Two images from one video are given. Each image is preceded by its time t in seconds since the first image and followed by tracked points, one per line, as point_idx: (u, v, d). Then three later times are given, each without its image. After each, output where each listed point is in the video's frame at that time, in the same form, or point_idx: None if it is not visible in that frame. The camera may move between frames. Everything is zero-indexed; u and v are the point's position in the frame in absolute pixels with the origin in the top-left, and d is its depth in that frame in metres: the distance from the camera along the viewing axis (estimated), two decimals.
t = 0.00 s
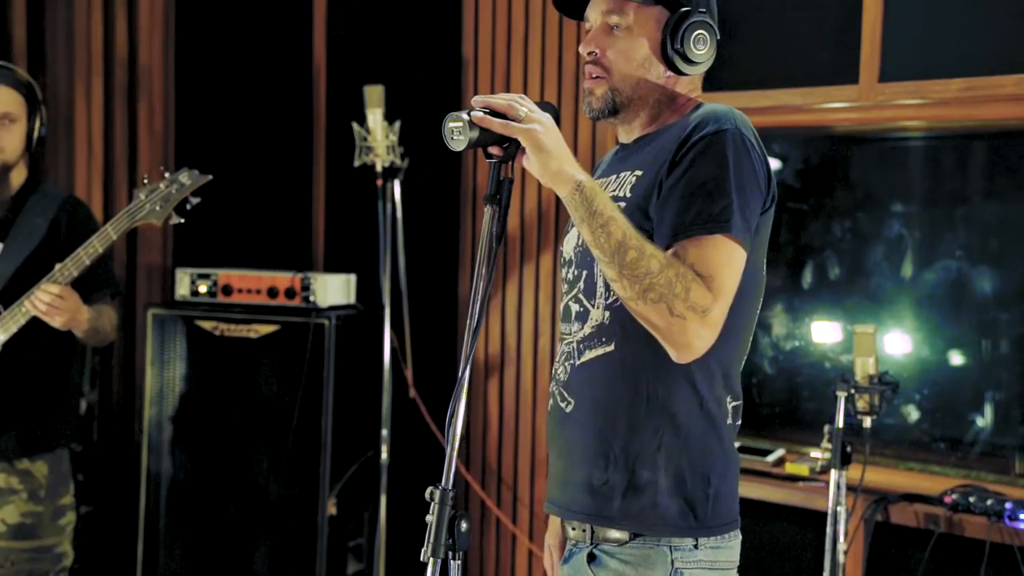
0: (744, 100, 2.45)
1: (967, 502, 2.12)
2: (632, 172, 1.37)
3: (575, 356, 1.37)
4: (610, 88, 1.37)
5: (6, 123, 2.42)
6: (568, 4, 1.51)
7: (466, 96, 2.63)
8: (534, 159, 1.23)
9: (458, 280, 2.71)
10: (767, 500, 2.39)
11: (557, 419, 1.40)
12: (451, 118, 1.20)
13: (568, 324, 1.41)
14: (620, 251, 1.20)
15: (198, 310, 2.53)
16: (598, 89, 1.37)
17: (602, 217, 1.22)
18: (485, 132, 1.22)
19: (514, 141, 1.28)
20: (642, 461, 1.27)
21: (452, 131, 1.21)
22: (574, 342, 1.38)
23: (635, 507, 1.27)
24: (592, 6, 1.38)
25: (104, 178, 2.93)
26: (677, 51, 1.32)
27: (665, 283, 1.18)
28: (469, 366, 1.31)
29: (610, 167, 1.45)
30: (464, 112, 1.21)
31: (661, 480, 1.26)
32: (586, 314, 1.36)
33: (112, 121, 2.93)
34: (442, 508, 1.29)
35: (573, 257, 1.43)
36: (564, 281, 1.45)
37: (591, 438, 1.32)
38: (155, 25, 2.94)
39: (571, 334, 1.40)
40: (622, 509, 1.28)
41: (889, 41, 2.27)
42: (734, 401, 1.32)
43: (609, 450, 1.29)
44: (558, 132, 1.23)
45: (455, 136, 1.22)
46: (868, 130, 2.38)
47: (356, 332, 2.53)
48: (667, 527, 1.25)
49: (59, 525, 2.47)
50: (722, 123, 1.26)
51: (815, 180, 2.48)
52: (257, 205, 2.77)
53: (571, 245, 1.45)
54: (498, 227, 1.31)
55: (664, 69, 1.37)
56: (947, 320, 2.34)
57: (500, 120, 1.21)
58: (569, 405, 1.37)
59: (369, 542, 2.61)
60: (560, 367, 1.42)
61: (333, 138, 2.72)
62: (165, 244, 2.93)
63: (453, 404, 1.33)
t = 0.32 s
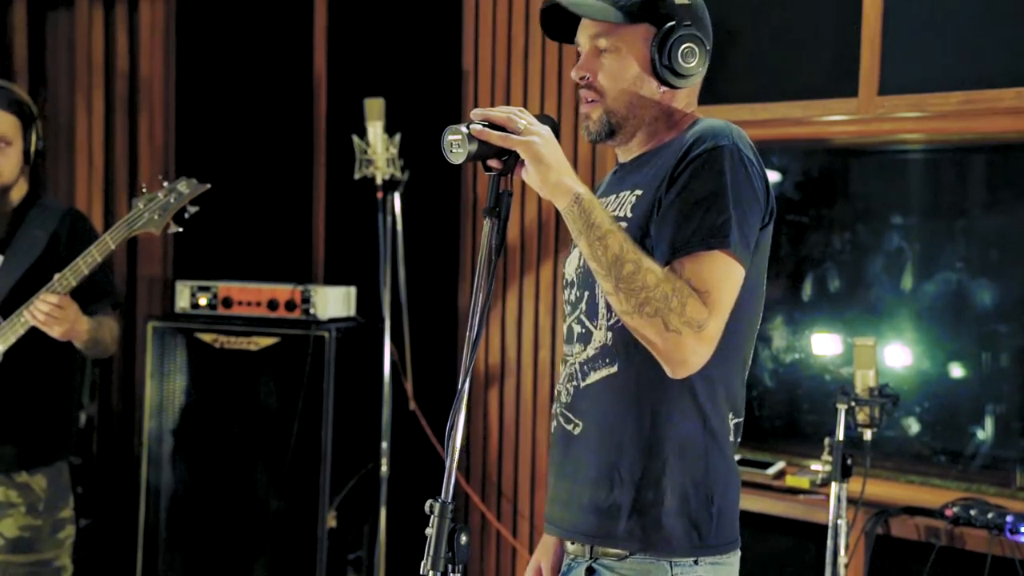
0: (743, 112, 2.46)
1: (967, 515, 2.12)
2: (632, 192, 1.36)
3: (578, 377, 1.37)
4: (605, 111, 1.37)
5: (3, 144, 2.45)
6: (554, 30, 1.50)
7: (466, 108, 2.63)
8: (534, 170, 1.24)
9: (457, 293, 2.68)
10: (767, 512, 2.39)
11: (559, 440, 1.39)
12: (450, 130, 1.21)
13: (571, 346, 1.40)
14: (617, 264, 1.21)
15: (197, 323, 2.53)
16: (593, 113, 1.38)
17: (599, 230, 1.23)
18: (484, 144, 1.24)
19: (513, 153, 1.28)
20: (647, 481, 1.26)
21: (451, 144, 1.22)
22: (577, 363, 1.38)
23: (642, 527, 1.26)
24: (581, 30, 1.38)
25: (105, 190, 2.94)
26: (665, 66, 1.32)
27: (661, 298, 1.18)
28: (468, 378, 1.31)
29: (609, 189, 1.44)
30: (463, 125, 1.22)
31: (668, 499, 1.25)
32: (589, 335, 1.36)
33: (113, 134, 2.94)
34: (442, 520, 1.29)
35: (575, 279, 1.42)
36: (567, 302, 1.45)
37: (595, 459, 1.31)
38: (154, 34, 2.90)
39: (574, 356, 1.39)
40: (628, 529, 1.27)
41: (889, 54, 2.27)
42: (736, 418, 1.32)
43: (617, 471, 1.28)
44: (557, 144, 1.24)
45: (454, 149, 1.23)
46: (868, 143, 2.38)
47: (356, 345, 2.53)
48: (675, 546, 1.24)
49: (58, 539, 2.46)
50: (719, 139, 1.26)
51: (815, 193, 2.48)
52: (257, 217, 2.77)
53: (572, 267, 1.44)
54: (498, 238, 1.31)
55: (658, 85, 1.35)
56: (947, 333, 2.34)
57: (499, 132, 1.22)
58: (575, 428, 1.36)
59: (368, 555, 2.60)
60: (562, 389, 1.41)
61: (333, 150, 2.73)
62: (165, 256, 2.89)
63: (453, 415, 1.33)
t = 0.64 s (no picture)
0: (741, 128, 2.46)
1: (967, 530, 2.12)
2: (633, 223, 1.37)
3: (586, 410, 1.37)
4: (598, 143, 1.38)
5: (5, 153, 2.45)
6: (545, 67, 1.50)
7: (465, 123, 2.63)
8: (533, 185, 1.25)
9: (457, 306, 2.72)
10: (768, 528, 2.38)
11: (568, 470, 1.39)
12: (451, 146, 1.22)
13: (578, 378, 1.40)
14: (611, 282, 1.21)
15: (196, 338, 2.51)
16: (587, 145, 1.39)
17: (596, 247, 1.23)
18: (484, 160, 1.25)
19: (513, 168, 1.29)
20: (660, 512, 1.27)
21: (451, 160, 1.24)
22: (584, 395, 1.38)
23: (658, 557, 1.27)
24: (570, 65, 1.40)
25: (105, 204, 2.94)
26: (652, 93, 1.31)
27: (653, 318, 1.18)
28: (469, 394, 1.29)
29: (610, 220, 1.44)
30: (463, 140, 1.23)
31: (682, 529, 1.26)
32: (596, 367, 1.36)
33: (113, 148, 2.95)
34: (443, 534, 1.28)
35: (582, 310, 1.43)
36: (573, 334, 1.45)
37: (607, 490, 1.32)
38: (156, 50, 2.92)
39: (581, 388, 1.39)
40: (645, 559, 1.28)
41: (888, 68, 2.27)
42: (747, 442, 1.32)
43: (630, 505, 1.29)
44: (558, 159, 1.25)
45: (454, 165, 1.24)
46: (866, 158, 2.39)
47: (356, 360, 2.54)
48: None
49: (58, 554, 2.46)
50: (713, 165, 1.26)
51: (815, 208, 2.49)
52: (256, 232, 2.77)
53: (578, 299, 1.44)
54: (497, 253, 1.30)
55: (648, 111, 1.35)
56: (948, 349, 2.34)
57: (499, 148, 1.23)
58: (585, 460, 1.35)
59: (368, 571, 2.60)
60: (570, 420, 1.41)
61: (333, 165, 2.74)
62: (165, 269, 2.91)
63: (453, 431, 1.31)
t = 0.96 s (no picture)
0: (740, 145, 2.45)
1: (968, 549, 2.10)
2: (632, 243, 1.36)
3: (580, 430, 1.36)
4: (597, 164, 1.38)
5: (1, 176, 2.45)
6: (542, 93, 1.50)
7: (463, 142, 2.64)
8: (529, 201, 1.25)
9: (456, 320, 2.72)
10: (767, 546, 2.38)
11: (561, 490, 1.39)
12: (447, 164, 1.21)
13: (572, 398, 1.40)
14: (606, 299, 1.21)
15: (195, 355, 2.50)
16: (586, 165, 1.39)
17: (591, 265, 1.23)
18: (481, 177, 1.24)
19: (510, 186, 1.28)
20: (653, 532, 1.27)
21: (447, 177, 1.22)
22: (578, 416, 1.37)
23: None
24: (565, 87, 1.39)
25: (105, 219, 2.95)
26: (649, 111, 1.31)
27: (646, 337, 1.18)
28: (467, 410, 1.28)
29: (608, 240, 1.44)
30: (459, 159, 1.22)
31: (675, 551, 1.25)
32: (592, 387, 1.36)
33: (112, 164, 2.95)
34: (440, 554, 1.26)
35: (578, 331, 1.43)
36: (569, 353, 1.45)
37: (599, 510, 1.31)
38: (155, 66, 2.93)
39: (575, 408, 1.39)
40: None
41: (885, 86, 2.28)
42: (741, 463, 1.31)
43: (623, 526, 1.29)
44: (555, 177, 1.26)
45: (450, 183, 1.22)
46: (865, 175, 2.39)
47: (355, 377, 2.54)
48: None
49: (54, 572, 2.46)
50: (710, 186, 1.26)
51: (813, 225, 2.49)
52: (255, 249, 2.78)
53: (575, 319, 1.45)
54: (495, 269, 1.30)
55: (646, 130, 1.35)
56: (947, 367, 2.33)
57: (496, 165, 1.23)
58: (579, 480, 1.35)
59: None
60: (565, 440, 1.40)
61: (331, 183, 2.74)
62: (164, 285, 2.90)
63: (450, 449, 1.29)
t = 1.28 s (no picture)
0: (738, 160, 2.43)
1: (967, 563, 2.08)
2: (633, 260, 1.35)
3: (574, 447, 1.34)
4: (596, 177, 1.36)
5: None
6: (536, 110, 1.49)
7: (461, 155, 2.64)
8: (529, 216, 1.24)
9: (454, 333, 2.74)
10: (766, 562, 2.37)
11: (552, 507, 1.37)
12: (447, 178, 1.19)
13: (566, 414, 1.38)
14: (604, 315, 1.21)
15: (194, 368, 2.50)
16: (585, 180, 1.37)
17: (589, 280, 1.23)
18: (481, 192, 1.22)
19: (509, 202, 1.26)
20: (647, 553, 1.26)
21: (447, 192, 1.20)
22: (573, 432, 1.35)
23: None
24: (560, 103, 1.38)
25: (104, 231, 2.96)
26: (649, 123, 1.32)
27: (644, 354, 1.17)
28: (467, 425, 1.25)
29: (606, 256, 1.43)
30: (459, 173, 1.20)
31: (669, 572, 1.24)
32: (587, 403, 1.33)
33: (110, 176, 2.96)
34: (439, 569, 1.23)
35: (573, 346, 1.40)
36: (561, 368, 1.42)
37: (592, 529, 1.30)
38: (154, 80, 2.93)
39: (569, 424, 1.36)
40: None
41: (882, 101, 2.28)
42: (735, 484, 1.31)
43: (617, 546, 1.28)
44: (555, 193, 1.24)
45: (450, 197, 1.20)
46: (862, 189, 2.40)
47: (352, 392, 2.55)
48: None
49: None
50: (715, 207, 1.26)
51: (811, 239, 2.49)
52: (253, 262, 2.78)
53: (569, 334, 1.42)
54: (495, 284, 1.29)
55: (645, 144, 1.35)
56: (946, 381, 2.33)
57: (496, 180, 1.22)
58: (571, 497, 1.33)
59: None
60: (556, 457, 1.38)
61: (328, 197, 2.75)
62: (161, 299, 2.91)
63: (449, 461, 1.27)
